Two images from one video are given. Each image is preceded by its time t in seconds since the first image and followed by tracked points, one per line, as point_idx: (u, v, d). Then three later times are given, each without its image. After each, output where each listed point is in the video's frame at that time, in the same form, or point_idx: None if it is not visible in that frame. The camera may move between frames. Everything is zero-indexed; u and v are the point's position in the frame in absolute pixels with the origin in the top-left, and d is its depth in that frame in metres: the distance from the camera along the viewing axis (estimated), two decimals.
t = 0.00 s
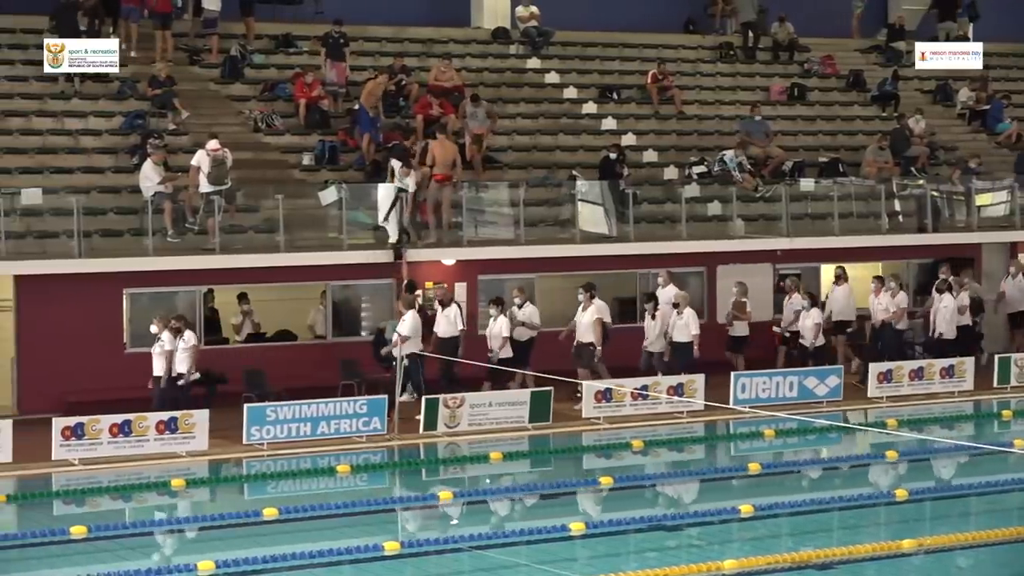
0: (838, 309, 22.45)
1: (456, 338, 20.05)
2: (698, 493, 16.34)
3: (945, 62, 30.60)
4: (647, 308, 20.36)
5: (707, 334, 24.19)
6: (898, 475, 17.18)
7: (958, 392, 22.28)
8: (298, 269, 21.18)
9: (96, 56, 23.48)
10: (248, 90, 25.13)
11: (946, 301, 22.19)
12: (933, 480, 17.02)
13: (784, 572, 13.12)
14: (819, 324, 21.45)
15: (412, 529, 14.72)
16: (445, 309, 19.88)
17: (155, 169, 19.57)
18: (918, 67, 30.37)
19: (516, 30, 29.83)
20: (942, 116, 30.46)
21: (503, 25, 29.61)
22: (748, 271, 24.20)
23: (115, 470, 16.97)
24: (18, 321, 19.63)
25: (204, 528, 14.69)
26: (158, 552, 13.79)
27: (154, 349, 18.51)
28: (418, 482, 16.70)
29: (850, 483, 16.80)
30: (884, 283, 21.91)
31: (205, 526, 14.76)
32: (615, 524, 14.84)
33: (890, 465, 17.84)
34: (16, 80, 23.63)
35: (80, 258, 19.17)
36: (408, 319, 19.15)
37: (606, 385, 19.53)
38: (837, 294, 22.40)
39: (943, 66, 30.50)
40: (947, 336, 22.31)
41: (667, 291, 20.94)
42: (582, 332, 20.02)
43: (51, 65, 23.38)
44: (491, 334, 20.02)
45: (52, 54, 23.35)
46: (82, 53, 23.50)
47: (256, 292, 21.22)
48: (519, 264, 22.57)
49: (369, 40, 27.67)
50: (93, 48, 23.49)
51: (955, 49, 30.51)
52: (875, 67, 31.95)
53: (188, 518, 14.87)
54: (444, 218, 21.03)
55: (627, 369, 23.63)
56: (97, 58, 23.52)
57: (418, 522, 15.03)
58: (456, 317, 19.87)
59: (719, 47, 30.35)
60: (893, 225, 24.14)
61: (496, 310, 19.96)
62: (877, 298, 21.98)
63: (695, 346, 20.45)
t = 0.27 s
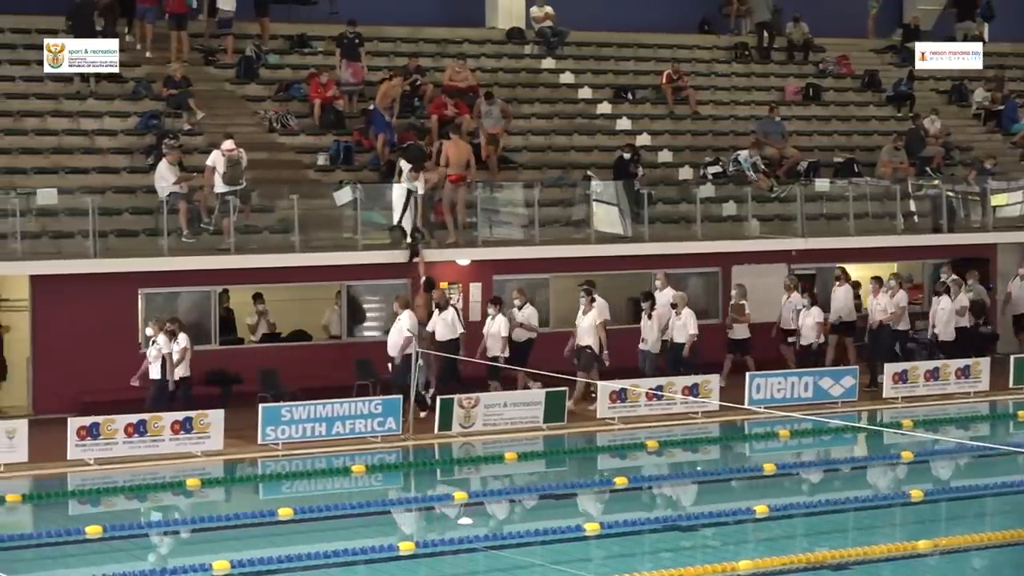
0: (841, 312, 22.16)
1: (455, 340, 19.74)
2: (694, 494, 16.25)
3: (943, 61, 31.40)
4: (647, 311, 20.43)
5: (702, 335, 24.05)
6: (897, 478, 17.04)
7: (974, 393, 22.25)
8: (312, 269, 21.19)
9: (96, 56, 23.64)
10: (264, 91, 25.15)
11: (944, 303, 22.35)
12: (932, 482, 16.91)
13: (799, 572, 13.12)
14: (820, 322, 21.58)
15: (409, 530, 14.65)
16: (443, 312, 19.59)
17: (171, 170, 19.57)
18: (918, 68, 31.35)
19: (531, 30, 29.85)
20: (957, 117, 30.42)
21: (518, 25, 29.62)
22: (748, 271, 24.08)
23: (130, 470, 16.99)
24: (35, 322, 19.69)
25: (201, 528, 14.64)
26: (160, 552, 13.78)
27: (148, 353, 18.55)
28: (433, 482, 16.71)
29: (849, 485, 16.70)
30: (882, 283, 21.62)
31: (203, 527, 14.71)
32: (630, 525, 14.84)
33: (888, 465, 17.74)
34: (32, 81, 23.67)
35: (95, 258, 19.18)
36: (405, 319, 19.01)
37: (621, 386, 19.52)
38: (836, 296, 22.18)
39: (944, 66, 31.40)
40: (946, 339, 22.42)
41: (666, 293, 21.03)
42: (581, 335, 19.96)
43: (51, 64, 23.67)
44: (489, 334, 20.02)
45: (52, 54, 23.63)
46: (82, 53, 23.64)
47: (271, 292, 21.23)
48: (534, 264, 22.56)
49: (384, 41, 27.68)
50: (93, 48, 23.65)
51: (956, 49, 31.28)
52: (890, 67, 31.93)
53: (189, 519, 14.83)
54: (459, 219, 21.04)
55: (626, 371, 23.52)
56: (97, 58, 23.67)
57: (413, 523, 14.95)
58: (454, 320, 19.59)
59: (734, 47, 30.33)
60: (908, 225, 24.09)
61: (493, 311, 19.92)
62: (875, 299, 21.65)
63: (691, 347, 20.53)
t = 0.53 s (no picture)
0: (833, 314, 22.31)
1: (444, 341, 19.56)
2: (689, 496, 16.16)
3: (945, 62, 31.23)
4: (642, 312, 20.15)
5: (698, 336, 23.94)
6: (893, 479, 16.95)
7: (988, 393, 22.22)
8: (325, 269, 21.19)
9: (96, 56, 23.51)
10: (278, 91, 25.16)
11: (941, 301, 21.95)
12: (926, 484, 16.78)
13: (813, 572, 13.10)
14: (817, 327, 21.30)
15: (403, 532, 14.57)
16: (434, 311, 19.57)
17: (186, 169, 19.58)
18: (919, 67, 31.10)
19: (545, 30, 29.84)
20: (972, 117, 30.38)
21: (532, 25, 29.62)
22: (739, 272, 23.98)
23: (144, 470, 16.99)
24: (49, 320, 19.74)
25: (204, 528, 14.62)
26: (166, 552, 13.77)
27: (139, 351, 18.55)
28: (447, 482, 16.70)
29: (843, 487, 16.58)
30: (878, 284, 21.61)
31: (209, 527, 14.69)
32: (644, 525, 14.83)
33: (885, 467, 17.64)
34: (47, 81, 23.70)
35: (110, 258, 19.18)
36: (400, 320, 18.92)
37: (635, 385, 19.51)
38: (832, 297, 22.33)
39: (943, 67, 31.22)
40: (944, 336, 22.05)
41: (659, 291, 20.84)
42: (577, 334, 19.79)
43: (51, 65, 23.64)
44: (486, 338, 19.81)
45: (52, 54, 23.60)
46: (82, 53, 23.58)
47: (284, 292, 21.25)
48: (547, 264, 22.55)
49: (398, 41, 27.69)
50: (93, 48, 23.54)
51: (956, 49, 31.15)
52: (905, 67, 31.88)
53: (196, 519, 14.82)
54: (473, 218, 21.04)
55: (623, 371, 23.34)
56: (97, 58, 23.54)
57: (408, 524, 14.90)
58: (444, 318, 19.58)
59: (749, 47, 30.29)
60: (923, 225, 24.06)
61: (489, 312, 19.75)
62: (872, 298, 21.66)
63: (686, 347, 20.32)
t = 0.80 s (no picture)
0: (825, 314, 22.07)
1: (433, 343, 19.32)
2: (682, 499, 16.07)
3: (944, 62, 31.28)
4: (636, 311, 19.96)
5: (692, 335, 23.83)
6: (890, 483, 16.81)
7: (1000, 394, 22.19)
8: (337, 269, 21.19)
9: (96, 56, 23.56)
10: (290, 90, 25.16)
11: (936, 304, 21.87)
12: (920, 487, 16.66)
13: (825, 573, 13.09)
14: (812, 325, 21.19)
15: (392, 534, 14.47)
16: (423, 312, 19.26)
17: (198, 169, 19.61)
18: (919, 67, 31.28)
19: (557, 30, 29.84)
20: (985, 117, 30.35)
21: (544, 25, 29.62)
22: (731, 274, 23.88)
23: (156, 470, 17.00)
24: (60, 319, 19.75)
25: (209, 528, 14.60)
26: (172, 552, 13.75)
27: (129, 353, 18.51)
28: (458, 482, 16.70)
29: (839, 489, 16.47)
30: (874, 285, 21.48)
31: (215, 526, 14.68)
32: (656, 525, 14.83)
33: (880, 470, 17.53)
34: (59, 80, 23.73)
35: (122, 258, 19.17)
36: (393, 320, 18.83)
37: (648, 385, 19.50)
38: (826, 298, 22.12)
39: (941, 67, 31.29)
40: (938, 339, 21.93)
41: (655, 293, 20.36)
42: (571, 335, 19.68)
43: (51, 65, 23.64)
44: (478, 337, 19.58)
45: (52, 54, 23.61)
46: (83, 53, 23.62)
47: (296, 292, 21.27)
48: (559, 264, 22.55)
49: (410, 41, 27.69)
50: (93, 48, 23.57)
51: (956, 49, 31.19)
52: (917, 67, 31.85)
53: (205, 519, 14.81)
54: (485, 218, 21.05)
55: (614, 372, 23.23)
56: (98, 58, 23.58)
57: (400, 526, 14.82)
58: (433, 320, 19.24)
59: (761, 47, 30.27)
60: (935, 225, 24.03)
61: (482, 311, 19.59)
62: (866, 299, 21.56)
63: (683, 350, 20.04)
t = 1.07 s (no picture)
0: (818, 314, 21.58)
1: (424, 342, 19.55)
2: (673, 500, 16.01)
3: (945, 62, 31.12)
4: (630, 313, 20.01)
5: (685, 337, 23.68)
6: (884, 484, 16.74)
7: (1010, 394, 22.17)
8: (346, 269, 21.20)
9: (96, 56, 23.63)
10: (299, 90, 25.18)
11: (929, 303, 21.89)
12: (916, 487, 16.57)
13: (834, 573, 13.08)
14: (803, 329, 20.83)
15: (385, 535, 14.44)
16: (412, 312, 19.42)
17: (207, 169, 19.64)
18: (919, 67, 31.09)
19: (566, 31, 29.84)
20: (995, 117, 30.33)
21: (554, 24, 29.62)
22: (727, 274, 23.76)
23: (166, 469, 17.02)
24: (72, 319, 19.68)
25: (215, 528, 14.60)
26: (180, 552, 13.76)
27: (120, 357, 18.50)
28: (468, 482, 16.70)
29: (831, 491, 16.41)
30: (869, 286, 21.48)
31: (224, 526, 14.69)
32: (665, 525, 14.82)
33: (874, 472, 17.45)
34: (69, 80, 23.75)
35: (132, 258, 19.19)
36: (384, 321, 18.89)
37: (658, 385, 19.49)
38: (818, 299, 21.61)
39: (943, 66, 31.13)
40: (932, 339, 22.00)
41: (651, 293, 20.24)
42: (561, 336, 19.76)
43: (51, 65, 23.69)
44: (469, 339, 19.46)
45: (53, 54, 23.68)
46: (82, 53, 23.65)
47: (305, 292, 21.29)
48: (569, 264, 22.56)
49: (419, 41, 27.69)
50: (93, 48, 23.64)
51: (956, 50, 31.02)
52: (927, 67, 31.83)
53: (213, 519, 14.81)
54: (494, 218, 21.04)
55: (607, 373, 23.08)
56: (97, 58, 23.66)
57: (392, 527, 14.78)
58: (422, 320, 19.42)
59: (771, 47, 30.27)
60: (945, 225, 24.01)
61: (473, 313, 19.47)
62: (861, 299, 21.57)
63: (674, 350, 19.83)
